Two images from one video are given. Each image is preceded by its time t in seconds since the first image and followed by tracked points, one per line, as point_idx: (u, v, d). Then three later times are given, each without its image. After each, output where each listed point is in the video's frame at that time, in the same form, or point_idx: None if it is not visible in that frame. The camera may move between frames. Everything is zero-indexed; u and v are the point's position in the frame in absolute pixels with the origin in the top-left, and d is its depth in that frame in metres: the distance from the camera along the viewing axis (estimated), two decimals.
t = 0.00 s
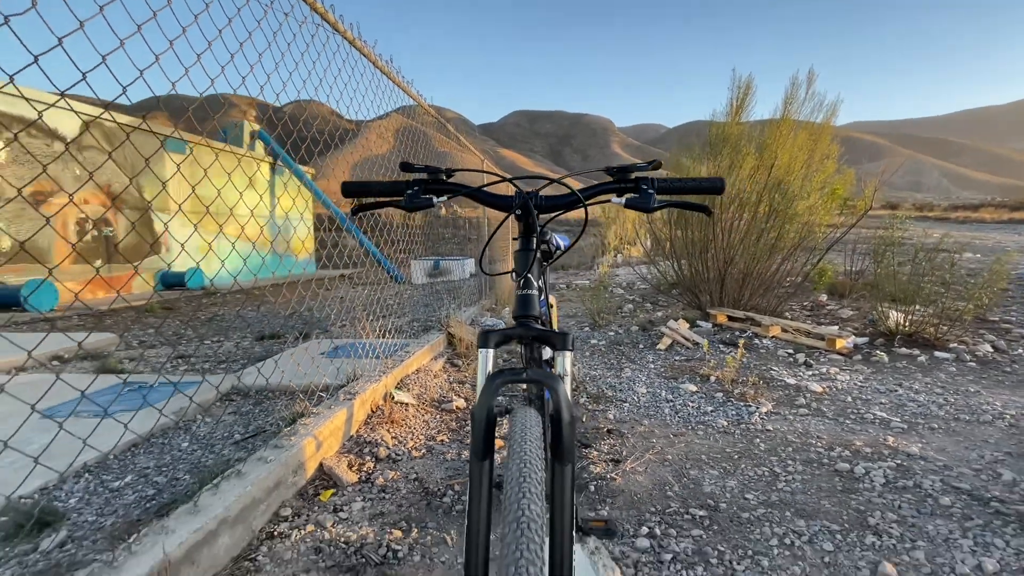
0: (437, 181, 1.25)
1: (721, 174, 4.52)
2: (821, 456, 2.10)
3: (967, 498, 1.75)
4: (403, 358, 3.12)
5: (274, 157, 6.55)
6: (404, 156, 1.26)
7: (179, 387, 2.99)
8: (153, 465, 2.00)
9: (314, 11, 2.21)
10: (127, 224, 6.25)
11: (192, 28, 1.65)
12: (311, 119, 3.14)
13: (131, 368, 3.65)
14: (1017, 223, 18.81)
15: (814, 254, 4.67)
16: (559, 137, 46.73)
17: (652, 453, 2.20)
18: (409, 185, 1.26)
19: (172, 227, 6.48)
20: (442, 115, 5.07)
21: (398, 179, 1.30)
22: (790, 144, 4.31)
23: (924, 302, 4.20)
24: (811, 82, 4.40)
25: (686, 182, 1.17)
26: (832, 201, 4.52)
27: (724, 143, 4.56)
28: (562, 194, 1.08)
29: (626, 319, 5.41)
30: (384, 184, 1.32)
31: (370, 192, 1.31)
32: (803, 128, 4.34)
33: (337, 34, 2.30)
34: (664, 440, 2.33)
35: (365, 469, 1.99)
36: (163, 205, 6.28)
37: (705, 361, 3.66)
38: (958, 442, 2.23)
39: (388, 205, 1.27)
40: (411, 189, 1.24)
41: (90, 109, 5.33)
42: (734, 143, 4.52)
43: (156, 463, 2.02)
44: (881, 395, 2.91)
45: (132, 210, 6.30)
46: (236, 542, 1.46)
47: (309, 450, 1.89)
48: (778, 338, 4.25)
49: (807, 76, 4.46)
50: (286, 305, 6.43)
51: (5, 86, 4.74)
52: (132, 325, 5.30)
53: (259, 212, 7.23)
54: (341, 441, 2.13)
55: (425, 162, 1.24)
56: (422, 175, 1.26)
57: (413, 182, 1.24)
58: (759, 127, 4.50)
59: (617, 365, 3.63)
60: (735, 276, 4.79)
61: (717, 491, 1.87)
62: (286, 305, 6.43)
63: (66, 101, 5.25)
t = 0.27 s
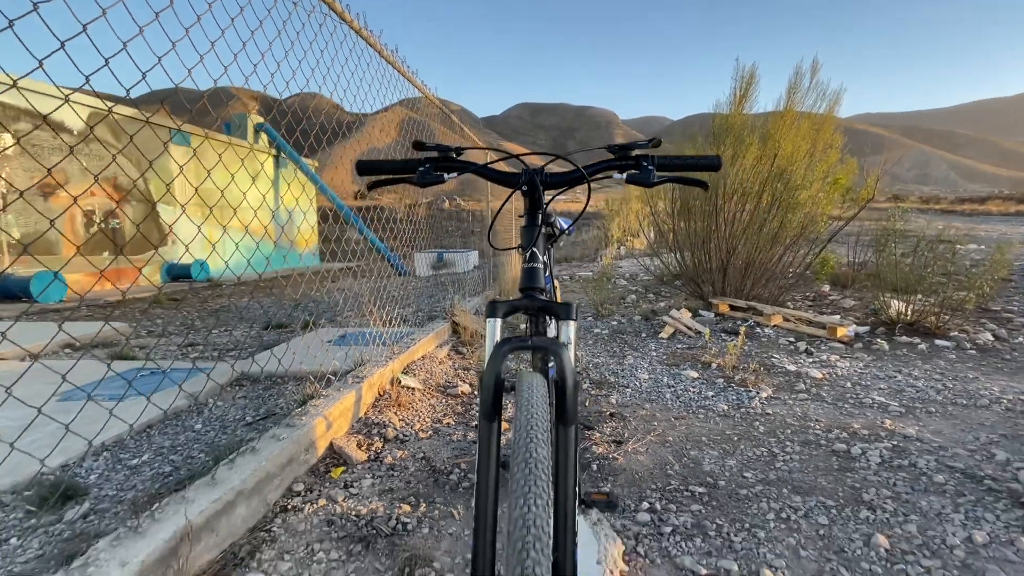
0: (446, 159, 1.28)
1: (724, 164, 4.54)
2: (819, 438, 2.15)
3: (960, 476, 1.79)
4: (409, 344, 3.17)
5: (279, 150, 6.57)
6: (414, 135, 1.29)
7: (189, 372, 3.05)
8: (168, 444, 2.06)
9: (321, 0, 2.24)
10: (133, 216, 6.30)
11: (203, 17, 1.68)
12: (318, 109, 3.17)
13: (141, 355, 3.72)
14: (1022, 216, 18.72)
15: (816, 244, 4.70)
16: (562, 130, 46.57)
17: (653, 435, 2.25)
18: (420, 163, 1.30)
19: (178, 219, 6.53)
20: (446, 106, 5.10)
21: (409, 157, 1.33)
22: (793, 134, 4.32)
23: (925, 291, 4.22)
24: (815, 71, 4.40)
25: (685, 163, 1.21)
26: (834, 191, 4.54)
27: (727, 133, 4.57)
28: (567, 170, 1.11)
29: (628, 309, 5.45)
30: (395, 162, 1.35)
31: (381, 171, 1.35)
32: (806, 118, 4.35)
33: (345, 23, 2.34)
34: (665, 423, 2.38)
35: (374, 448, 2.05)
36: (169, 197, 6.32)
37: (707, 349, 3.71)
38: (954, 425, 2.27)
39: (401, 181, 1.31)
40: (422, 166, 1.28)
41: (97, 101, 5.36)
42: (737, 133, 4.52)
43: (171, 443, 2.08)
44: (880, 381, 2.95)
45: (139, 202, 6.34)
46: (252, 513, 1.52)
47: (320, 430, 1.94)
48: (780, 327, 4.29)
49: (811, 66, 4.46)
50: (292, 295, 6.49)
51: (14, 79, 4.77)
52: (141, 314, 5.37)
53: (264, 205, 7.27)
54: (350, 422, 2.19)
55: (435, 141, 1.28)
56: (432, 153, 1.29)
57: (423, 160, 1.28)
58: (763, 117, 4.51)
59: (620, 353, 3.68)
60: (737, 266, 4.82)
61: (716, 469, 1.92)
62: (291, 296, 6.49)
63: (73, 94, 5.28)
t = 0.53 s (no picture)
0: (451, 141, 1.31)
1: (726, 153, 4.54)
2: (815, 421, 2.20)
3: (952, 457, 1.84)
4: (413, 331, 3.22)
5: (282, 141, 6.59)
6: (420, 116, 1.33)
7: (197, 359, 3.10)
8: (179, 426, 2.11)
9: None
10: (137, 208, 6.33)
11: (210, 7, 1.71)
12: (322, 99, 3.20)
13: (149, 343, 3.77)
14: None
15: (817, 235, 4.72)
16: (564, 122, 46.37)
17: (652, 418, 2.29)
18: (426, 145, 1.33)
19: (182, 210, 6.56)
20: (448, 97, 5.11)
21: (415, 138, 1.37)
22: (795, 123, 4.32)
23: (925, 280, 4.25)
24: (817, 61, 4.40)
25: (681, 147, 1.24)
26: (835, 180, 4.55)
27: (728, 123, 4.57)
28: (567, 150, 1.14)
29: (630, 299, 5.49)
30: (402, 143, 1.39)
31: (387, 154, 1.38)
32: (807, 107, 4.36)
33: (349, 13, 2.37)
34: (664, 407, 2.43)
35: (379, 430, 2.10)
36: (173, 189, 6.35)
37: (707, 337, 3.75)
38: (948, 409, 2.31)
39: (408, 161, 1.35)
40: (429, 148, 1.31)
41: (101, 93, 5.38)
42: (739, 122, 4.53)
43: (182, 425, 2.13)
44: (878, 367, 2.99)
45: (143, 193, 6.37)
46: (263, 489, 1.57)
47: (327, 413, 1.99)
48: (780, 316, 4.32)
49: (814, 55, 4.46)
50: (296, 286, 6.55)
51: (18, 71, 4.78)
52: (147, 304, 5.42)
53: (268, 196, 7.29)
54: (356, 405, 2.24)
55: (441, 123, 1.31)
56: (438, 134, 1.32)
57: (429, 142, 1.31)
58: (765, 107, 4.52)
59: (621, 341, 3.72)
60: (738, 255, 4.85)
61: (713, 450, 1.97)
62: (295, 286, 6.54)
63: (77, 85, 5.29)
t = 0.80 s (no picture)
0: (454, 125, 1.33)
1: (727, 143, 4.54)
2: (812, 406, 2.23)
3: (945, 439, 1.87)
4: (415, 319, 3.25)
5: (282, 132, 6.58)
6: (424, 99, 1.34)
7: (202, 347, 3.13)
8: (185, 410, 2.14)
9: None
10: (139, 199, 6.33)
11: None
12: (324, 89, 3.21)
13: (153, 332, 3.81)
14: None
15: (817, 225, 4.73)
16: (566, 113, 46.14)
17: (652, 403, 2.33)
18: (429, 128, 1.35)
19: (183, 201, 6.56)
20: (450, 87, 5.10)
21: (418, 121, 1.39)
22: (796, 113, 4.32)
23: (924, 270, 4.28)
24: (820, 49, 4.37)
25: (680, 131, 1.26)
26: (836, 169, 4.55)
27: (730, 113, 4.56)
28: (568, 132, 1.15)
29: (630, 289, 5.51)
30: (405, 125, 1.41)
31: (391, 138, 1.39)
32: (809, 97, 4.35)
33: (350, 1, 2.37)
34: (663, 393, 2.47)
35: (383, 415, 2.14)
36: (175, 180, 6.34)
37: (706, 326, 3.78)
38: (944, 395, 2.34)
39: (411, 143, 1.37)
40: (431, 131, 1.33)
41: (101, 84, 5.36)
42: (741, 112, 4.52)
43: (189, 409, 2.16)
44: (875, 355, 3.03)
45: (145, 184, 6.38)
46: (270, 470, 1.61)
47: (331, 397, 2.02)
48: (779, 305, 4.35)
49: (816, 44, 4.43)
50: (298, 276, 6.58)
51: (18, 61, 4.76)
52: (150, 294, 5.45)
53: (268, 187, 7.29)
54: (360, 390, 2.27)
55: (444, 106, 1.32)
56: (440, 118, 1.34)
57: (432, 125, 1.33)
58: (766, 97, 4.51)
59: (621, 330, 3.76)
60: (739, 245, 4.86)
61: (711, 434, 2.00)
62: (297, 277, 6.58)
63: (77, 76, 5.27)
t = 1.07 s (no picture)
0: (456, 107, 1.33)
1: (727, 133, 4.52)
2: (810, 392, 2.25)
3: (940, 424, 1.89)
4: (416, 308, 3.27)
5: (282, 123, 6.56)
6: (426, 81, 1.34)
7: (204, 335, 3.14)
8: (189, 396, 2.16)
9: None
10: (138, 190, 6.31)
11: None
12: (324, 78, 3.21)
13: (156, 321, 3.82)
14: None
15: (817, 215, 4.73)
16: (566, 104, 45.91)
17: (651, 390, 2.35)
18: (431, 110, 1.35)
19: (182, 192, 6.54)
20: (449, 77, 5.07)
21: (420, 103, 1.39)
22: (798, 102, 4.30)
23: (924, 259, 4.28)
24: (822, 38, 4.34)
25: (681, 113, 1.26)
26: (838, 158, 4.53)
27: (731, 102, 4.54)
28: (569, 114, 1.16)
29: (631, 279, 5.52)
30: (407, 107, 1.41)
31: (394, 121, 1.40)
32: (810, 86, 4.32)
33: None
34: (663, 380, 2.49)
35: (385, 400, 2.16)
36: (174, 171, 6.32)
37: (706, 315, 3.79)
38: (941, 381, 2.37)
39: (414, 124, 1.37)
40: (434, 112, 1.33)
41: (100, 74, 5.32)
42: (742, 102, 4.50)
43: (193, 395, 2.18)
44: (874, 343, 3.05)
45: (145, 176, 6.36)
46: (274, 453, 1.63)
47: (333, 383, 2.04)
48: (779, 295, 4.36)
49: (818, 32, 4.40)
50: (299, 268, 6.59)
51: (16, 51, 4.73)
52: (151, 284, 5.47)
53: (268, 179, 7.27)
54: (362, 377, 2.29)
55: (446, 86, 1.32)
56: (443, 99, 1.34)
57: (434, 107, 1.33)
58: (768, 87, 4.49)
59: (621, 319, 3.78)
60: (740, 235, 4.86)
61: (709, 419, 2.02)
62: (298, 267, 6.59)
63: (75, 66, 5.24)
